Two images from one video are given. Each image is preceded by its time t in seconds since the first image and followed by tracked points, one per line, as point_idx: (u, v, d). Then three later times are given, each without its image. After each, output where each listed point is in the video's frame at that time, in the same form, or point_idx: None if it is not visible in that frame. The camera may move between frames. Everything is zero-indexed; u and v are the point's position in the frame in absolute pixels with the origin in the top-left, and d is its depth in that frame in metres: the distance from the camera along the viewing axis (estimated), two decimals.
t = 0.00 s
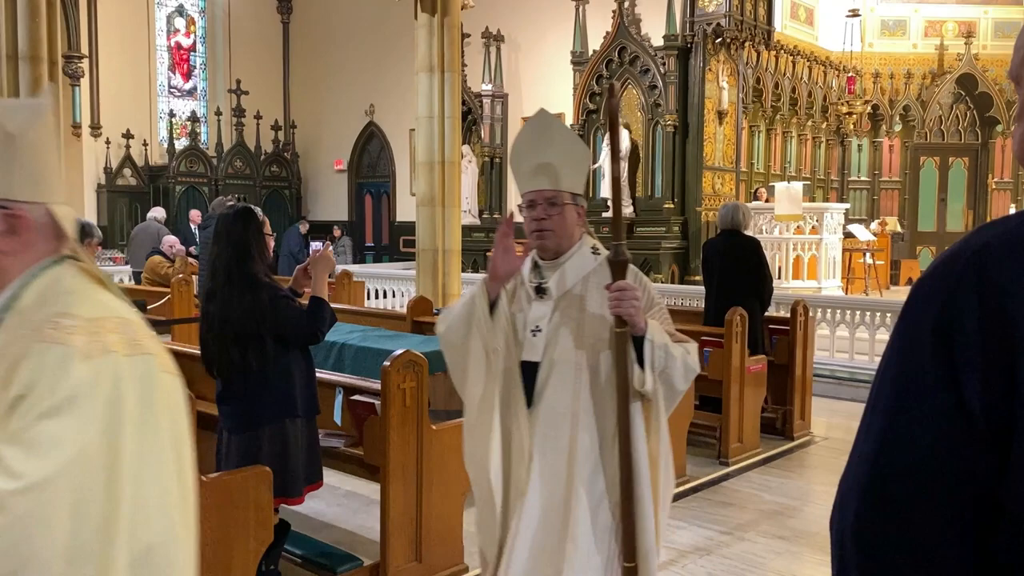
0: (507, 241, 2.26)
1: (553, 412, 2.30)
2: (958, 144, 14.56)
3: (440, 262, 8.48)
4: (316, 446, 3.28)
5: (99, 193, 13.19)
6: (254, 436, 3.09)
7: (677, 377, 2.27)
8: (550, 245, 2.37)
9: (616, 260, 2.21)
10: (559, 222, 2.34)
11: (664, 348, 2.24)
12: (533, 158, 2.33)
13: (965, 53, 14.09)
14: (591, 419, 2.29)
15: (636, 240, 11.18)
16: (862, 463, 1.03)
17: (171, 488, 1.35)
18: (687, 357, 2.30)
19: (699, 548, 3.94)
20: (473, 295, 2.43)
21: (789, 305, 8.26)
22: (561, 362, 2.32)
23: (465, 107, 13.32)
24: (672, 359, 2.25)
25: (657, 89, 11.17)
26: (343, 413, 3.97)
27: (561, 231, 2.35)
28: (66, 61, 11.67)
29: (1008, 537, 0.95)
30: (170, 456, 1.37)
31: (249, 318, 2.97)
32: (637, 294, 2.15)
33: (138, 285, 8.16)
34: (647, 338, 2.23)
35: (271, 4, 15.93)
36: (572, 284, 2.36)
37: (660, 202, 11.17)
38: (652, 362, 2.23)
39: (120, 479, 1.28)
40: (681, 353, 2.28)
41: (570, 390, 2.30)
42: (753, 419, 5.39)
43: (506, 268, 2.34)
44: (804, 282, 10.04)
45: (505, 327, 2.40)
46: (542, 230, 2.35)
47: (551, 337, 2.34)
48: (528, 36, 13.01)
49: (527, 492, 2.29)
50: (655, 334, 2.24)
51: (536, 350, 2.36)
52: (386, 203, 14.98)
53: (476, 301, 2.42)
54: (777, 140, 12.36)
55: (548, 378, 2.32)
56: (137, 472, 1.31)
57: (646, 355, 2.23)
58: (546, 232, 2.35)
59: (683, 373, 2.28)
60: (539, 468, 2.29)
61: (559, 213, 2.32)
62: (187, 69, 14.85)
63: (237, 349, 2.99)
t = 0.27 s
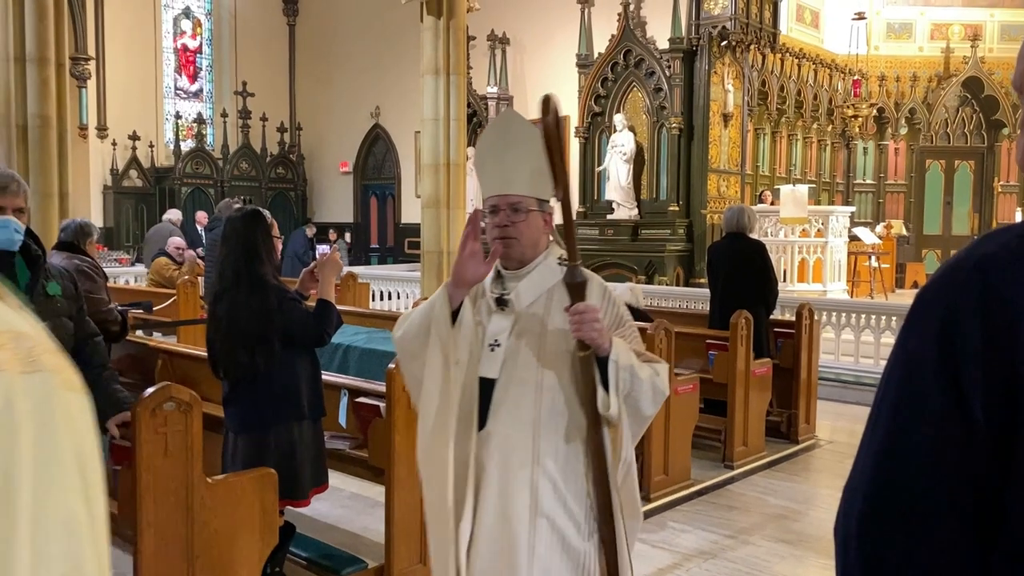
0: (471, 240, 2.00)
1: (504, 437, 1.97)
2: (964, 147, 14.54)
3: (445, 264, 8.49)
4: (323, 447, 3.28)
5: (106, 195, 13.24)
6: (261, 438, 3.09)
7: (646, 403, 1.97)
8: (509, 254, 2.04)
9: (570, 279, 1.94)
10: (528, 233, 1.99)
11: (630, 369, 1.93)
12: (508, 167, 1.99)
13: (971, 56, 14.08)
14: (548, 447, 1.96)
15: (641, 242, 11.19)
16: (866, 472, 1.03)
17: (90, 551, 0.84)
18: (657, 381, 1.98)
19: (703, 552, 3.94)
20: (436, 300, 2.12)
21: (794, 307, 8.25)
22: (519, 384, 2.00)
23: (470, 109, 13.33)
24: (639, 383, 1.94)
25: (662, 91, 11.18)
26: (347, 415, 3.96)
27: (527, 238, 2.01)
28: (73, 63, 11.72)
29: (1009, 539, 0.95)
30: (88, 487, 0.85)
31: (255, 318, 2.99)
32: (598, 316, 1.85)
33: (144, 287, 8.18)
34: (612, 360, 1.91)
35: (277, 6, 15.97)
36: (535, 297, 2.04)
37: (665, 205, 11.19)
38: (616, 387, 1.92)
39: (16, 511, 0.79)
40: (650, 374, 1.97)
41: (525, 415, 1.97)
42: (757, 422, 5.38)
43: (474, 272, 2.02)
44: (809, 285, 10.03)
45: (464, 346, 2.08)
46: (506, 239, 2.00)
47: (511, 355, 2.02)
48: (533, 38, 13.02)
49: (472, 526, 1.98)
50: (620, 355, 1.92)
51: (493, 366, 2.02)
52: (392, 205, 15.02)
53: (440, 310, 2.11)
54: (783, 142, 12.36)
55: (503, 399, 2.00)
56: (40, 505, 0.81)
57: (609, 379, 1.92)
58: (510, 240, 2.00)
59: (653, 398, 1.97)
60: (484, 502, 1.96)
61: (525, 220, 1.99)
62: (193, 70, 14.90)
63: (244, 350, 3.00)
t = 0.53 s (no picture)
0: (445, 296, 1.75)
1: (470, 470, 1.82)
2: (972, 150, 14.47)
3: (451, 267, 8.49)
4: (329, 449, 3.28)
5: (113, 197, 13.28)
6: (267, 439, 3.10)
7: (619, 420, 1.83)
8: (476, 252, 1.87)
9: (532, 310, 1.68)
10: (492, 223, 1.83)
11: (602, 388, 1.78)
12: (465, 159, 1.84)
13: (979, 59, 14.03)
14: (518, 473, 1.81)
15: (647, 244, 11.18)
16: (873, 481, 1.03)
17: None
18: (630, 393, 1.83)
19: (710, 555, 3.92)
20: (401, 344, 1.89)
21: (801, 310, 8.23)
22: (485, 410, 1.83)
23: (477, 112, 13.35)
24: (613, 402, 1.80)
25: (669, 94, 11.17)
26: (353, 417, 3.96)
27: (492, 235, 1.85)
28: (81, 65, 11.77)
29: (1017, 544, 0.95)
30: None
31: (265, 321, 3.01)
32: (564, 345, 1.68)
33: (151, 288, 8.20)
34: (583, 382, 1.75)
35: (284, 9, 16.00)
36: (499, 298, 1.87)
37: (672, 207, 11.19)
38: (588, 411, 1.77)
39: None
40: (623, 386, 1.82)
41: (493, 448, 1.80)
42: (764, 426, 5.36)
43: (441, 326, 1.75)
44: (816, 287, 10.00)
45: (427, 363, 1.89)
46: (469, 233, 1.84)
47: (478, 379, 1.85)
48: (539, 40, 13.02)
49: (440, 567, 1.82)
50: (591, 376, 1.76)
51: (460, 369, 1.85)
52: (398, 208, 15.03)
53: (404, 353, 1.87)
54: (789, 145, 12.33)
55: (468, 427, 1.83)
56: None
57: (580, 403, 1.76)
58: (473, 235, 1.84)
59: (627, 413, 1.83)
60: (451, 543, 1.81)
61: (491, 215, 1.83)
62: (201, 73, 14.94)
63: (251, 350, 3.02)
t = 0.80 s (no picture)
0: (400, 320, 1.70)
1: (434, 497, 1.73)
2: (980, 152, 14.39)
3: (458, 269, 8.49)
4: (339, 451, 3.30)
5: (122, 198, 13.34)
6: (277, 439, 3.12)
7: (588, 431, 1.78)
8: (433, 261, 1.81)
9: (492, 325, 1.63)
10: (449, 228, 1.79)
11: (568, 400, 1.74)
12: (411, 162, 1.78)
13: (988, 60, 13.98)
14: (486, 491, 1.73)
15: (653, 246, 11.16)
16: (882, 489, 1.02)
17: None
18: (597, 403, 1.79)
19: (718, 557, 3.92)
20: (358, 368, 1.78)
21: (809, 312, 8.22)
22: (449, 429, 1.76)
23: (484, 113, 13.36)
24: (579, 411, 1.76)
25: (676, 95, 11.16)
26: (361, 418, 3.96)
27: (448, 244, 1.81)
28: (90, 67, 11.83)
29: None
30: None
31: (276, 322, 3.00)
32: (527, 359, 1.65)
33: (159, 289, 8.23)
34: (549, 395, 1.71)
35: (292, 11, 16.04)
36: (460, 307, 1.79)
37: (679, 209, 11.18)
38: (555, 425, 1.73)
39: None
40: (590, 396, 1.78)
41: (458, 470, 1.73)
42: (772, 428, 5.35)
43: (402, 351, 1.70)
44: (823, 290, 9.98)
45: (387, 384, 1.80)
46: (426, 236, 1.79)
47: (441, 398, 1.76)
48: (546, 42, 13.03)
49: None
50: (557, 388, 1.72)
51: (417, 387, 1.76)
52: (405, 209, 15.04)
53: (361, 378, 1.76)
54: (797, 147, 12.31)
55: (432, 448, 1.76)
56: None
57: (546, 417, 1.72)
58: (430, 240, 1.79)
59: (594, 424, 1.79)
60: (417, 572, 1.72)
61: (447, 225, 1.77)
62: (209, 75, 15.00)
63: (262, 352, 3.01)
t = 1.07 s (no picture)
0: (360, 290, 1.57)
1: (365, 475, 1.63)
2: (992, 154, 14.30)
3: (468, 272, 8.50)
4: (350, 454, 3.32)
5: (133, 201, 13.41)
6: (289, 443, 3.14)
7: (530, 417, 1.67)
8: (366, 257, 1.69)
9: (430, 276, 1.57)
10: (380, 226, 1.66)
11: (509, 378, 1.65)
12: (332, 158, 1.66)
13: (1000, 62, 13.91)
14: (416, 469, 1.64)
15: (663, 249, 11.15)
16: (892, 491, 1.02)
17: None
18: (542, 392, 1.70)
19: (728, 561, 3.91)
20: (304, 348, 1.66)
21: (819, 316, 8.20)
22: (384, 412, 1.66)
23: (494, 116, 13.35)
24: (520, 395, 1.66)
25: (687, 98, 11.15)
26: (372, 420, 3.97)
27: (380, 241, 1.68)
28: (103, 70, 11.89)
29: None
30: None
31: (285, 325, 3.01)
32: (462, 316, 1.56)
33: (170, 292, 8.26)
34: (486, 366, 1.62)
35: (303, 14, 16.10)
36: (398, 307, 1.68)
37: (689, 212, 11.17)
38: (491, 400, 1.63)
39: None
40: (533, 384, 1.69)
41: (393, 445, 1.64)
42: (782, 432, 5.33)
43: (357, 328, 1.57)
44: (834, 293, 9.94)
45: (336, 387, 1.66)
46: (352, 237, 1.67)
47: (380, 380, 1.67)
48: (556, 45, 13.03)
49: None
50: (495, 362, 1.63)
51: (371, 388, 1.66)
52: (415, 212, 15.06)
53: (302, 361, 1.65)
54: (808, 150, 12.28)
55: (366, 435, 1.65)
56: None
57: (481, 391, 1.63)
58: (357, 242, 1.67)
59: (539, 412, 1.68)
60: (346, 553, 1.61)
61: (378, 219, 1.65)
62: (220, 78, 15.07)
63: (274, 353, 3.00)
